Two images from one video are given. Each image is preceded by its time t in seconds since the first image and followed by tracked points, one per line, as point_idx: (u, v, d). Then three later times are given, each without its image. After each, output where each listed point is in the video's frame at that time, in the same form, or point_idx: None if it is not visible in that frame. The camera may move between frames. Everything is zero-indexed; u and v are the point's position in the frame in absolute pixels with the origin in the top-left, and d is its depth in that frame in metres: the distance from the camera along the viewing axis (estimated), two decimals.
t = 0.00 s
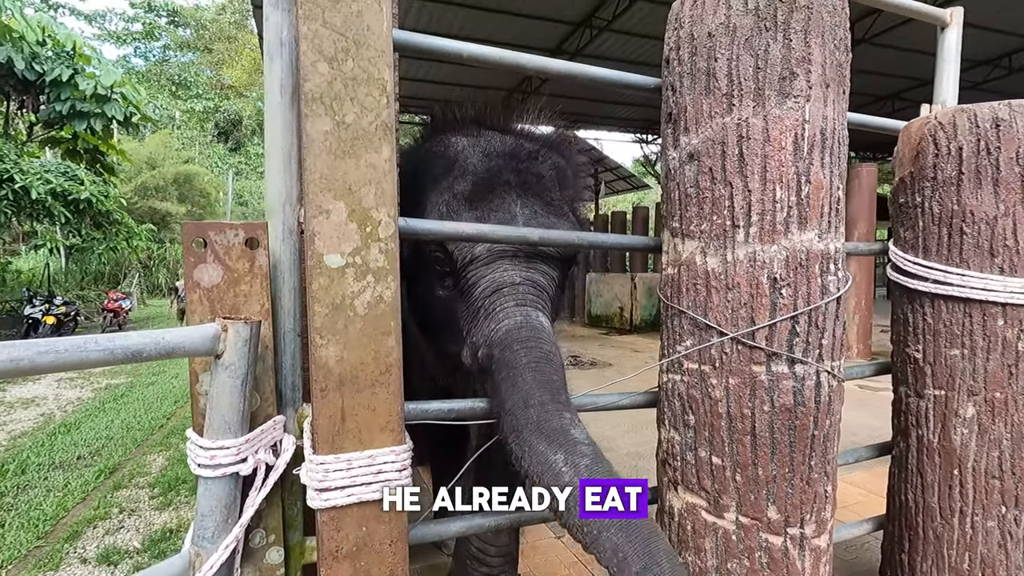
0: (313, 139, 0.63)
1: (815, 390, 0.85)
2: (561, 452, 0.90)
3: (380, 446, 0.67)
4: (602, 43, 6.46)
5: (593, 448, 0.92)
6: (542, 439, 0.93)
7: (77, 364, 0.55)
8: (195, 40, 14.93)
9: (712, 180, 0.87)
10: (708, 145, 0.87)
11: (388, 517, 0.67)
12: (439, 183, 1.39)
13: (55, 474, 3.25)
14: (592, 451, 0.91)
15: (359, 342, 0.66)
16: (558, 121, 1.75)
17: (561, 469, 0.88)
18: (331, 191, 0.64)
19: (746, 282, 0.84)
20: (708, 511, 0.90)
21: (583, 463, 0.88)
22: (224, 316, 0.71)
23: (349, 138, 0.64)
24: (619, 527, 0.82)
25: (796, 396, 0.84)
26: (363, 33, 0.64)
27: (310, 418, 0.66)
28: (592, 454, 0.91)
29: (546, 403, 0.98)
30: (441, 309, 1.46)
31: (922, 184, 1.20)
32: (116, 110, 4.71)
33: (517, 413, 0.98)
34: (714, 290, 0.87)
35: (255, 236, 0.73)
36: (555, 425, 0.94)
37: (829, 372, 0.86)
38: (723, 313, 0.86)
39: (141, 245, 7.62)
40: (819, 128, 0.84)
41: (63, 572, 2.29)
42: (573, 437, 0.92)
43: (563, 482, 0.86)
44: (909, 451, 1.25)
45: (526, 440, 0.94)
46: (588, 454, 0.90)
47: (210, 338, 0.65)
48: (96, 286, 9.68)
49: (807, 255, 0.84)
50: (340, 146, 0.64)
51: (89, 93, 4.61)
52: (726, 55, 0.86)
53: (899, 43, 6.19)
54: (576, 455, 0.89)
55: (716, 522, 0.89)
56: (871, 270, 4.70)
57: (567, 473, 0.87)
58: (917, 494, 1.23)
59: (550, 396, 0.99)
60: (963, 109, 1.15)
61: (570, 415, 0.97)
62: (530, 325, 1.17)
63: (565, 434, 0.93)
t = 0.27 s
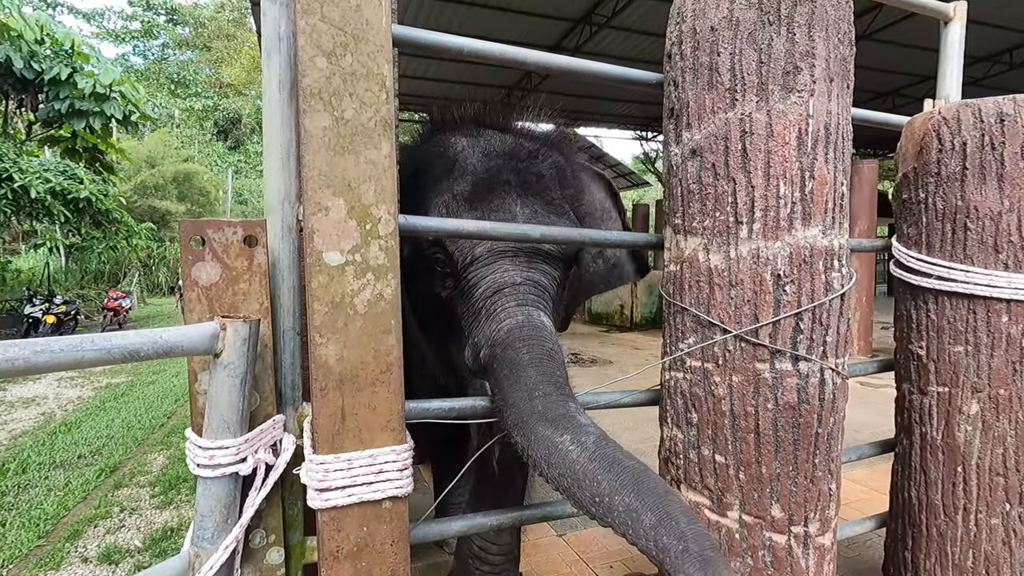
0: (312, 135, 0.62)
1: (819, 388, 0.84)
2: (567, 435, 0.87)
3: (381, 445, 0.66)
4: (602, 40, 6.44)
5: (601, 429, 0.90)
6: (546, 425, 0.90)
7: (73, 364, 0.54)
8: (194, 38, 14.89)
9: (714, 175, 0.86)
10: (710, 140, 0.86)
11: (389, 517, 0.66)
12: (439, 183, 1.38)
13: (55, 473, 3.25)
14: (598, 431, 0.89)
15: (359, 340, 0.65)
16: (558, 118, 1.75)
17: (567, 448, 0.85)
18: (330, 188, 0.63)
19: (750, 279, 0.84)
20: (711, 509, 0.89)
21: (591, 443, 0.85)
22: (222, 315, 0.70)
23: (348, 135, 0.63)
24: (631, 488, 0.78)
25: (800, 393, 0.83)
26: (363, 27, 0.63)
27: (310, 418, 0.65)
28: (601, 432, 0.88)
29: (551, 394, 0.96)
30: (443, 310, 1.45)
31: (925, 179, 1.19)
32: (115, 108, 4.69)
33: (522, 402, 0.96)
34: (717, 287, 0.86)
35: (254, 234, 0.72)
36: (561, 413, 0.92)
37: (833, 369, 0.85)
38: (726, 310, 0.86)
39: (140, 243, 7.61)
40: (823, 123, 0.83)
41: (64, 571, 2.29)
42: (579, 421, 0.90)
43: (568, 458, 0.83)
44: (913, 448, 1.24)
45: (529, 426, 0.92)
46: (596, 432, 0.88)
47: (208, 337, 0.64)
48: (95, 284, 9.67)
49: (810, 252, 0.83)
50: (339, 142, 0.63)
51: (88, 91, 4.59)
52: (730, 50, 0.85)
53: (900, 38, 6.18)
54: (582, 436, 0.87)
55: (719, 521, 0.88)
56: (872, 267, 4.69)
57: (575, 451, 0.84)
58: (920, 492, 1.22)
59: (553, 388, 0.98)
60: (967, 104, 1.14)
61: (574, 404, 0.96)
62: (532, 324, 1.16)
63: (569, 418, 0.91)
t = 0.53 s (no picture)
0: (310, 138, 0.62)
1: (818, 390, 0.84)
2: (541, 439, 0.87)
3: (380, 449, 0.66)
4: (600, 41, 6.45)
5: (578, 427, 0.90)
6: (525, 429, 0.90)
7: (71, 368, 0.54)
8: (192, 40, 14.87)
9: (712, 178, 0.86)
10: (709, 142, 0.86)
11: (388, 521, 0.66)
12: (435, 185, 1.37)
13: (53, 476, 3.24)
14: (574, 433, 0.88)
15: (358, 343, 0.65)
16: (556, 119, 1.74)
17: (538, 451, 0.86)
18: (329, 191, 0.63)
19: (748, 281, 0.84)
20: (710, 511, 0.89)
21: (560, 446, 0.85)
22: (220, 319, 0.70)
23: (346, 138, 0.63)
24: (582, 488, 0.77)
25: (798, 395, 0.83)
26: (360, 31, 0.63)
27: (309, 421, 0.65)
28: (574, 431, 0.88)
29: (538, 402, 0.93)
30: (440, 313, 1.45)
31: (923, 181, 1.20)
32: (112, 110, 4.68)
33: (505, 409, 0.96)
34: (716, 289, 0.86)
35: (252, 237, 0.72)
36: (541, 417, 0.91)
37: (832, 371, 0.85)
38: (724, 312, 0.86)
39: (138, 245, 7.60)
40: (821, 125, 0.83)
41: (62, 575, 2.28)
42: (555, 422, 0.90)
43: (535, 460, 0.84)
44: (911, 449, 1.24)
45: (511, 434, 0.92)
46: (569, 432, 0.87)
47: (207, 341, 0.64)
48: (93, 287, 9.65)
49: (809, 254, 0.83)
50: (337, 145, 0.63)
51: (85, 93, 4.57)
52: (727, 53, 0.85)
53: (897, 40, 6.19)
54: (555, 439, 0.86)
55: (719, 523, 0.88)
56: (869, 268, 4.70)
57: (544, 453, 0.85)
58: (918, 493, 1.22)
59: (537, 392, 0.96)
60: (964, 106, 1.15)
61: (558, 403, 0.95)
62: (525, 326, 1.15)
63: (547, 420, 0.90)
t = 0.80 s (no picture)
0: (307, 131, 0.62)
1: (817, 384, 0.84)
2: (497, 450, 0.84)
3: (379, 442, 0.66)
4: (600, 37, 6.43)
5: (539, 443, 0.84)
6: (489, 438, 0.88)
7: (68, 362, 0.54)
8: (191, 36, 14.82)
9: (712, 172, 0.86)
10: (708, 136, 0.86)
11: (387, 515, 0.66)
12: (432, 180, 1.36)
13: (53, 472, 3.24)
14: (532, 445, 0.84)
15: (356, 337, 0.64)
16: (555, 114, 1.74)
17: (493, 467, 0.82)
18: (326, 185, 0.63)
19: (747, 275, 0.84)
20: (709, 506, 0.89)
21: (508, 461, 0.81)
22: (219, 312, 0.70)
23: (343, 131, 0.63)
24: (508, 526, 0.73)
25: (797, 390, 0.83)
26: (358, 23, 0.63)
27: (307, 416, 0.65)
28: (531, 449, 0.83)
29: (507, 403, 0.92)
30: (439, 309, 1.45)
31: (923, 176, 1.19)
32: (111, 107, 4.67)
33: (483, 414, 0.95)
34: (715, 284, 0.86)
35: (250, 231, 0.72)
36: (505, 425, 0.88)
37: (831, 366, 0.85)
38: (724, 306, 0.86)
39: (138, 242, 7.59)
40: (821, 118, 0.83)
41: (63, 570, 2.28)
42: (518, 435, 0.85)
43: (487, 477, 0.81)
44: (910, 444, 1.24)
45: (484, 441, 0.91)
46: (524, 450, 0.82)
47: (205, 335, 0.64)
48: (93, 284, 9.65)
49: (808, 248, 0.83)
50: (334, 139, 0.63)
51: (84, 90, 4.55)
52: (727, 46, 0.84)
53: (899, 35, 6.17)
54: (509, 450, 0.83)
55: (717, 517, 0.88)
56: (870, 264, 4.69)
57: (495, 467, 0.82)
58: (917, 488, 1.22)
59: (512, 396, 0.94)
60: (964, 100, 1.14)
61: (528, 412, 0.91)
62: (517, 322, 1.15)
63: (510, 431, 0.86)
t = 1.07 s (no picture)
0: (307, 135, 0.62)
1: (818, 386, 0.84)
2: (492, 496, 0.89)
3: (379, 446, 0.66)
4: (600, 39, 6.44)
5: (532, 490, 0.89)
6: (485, 475, 0.92)
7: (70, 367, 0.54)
8: (192, 41, 14.86)
9: (711, 174, 0.86)
10: (707, 138, 0.86)
11: (388, 518, 0.66)
12: (433, 181, 1.35)
13: (56, 476, 3.24)
14: (525, 495, 0.88)
15: (357, 341, 0.64)
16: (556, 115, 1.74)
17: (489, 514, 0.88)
18: (326, 189, 0.63)
19: (748, 277, 0.84)
20: (710, 508, 0.89)
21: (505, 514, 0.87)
22: (220, 316, 0.70)
23: (343, 135, 0.63)
24: None
25: (798, 392, 0.83)
26: (357, 28, 0.63)
27: (308, 419, 0.65)
28: (525, 499, 0.88)
29: (499, 428, 0.95)
30: (439, 311, 1.46)
31: (923, 176, 1.19)
32: (113, 111, 4.67)
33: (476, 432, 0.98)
34: (715, 285, 0.86)
35: (251, 235, 0.72)
36: (499, 461, 0.91)
37: (832, 367, 0.85)
38: (724, 308, 0.86)
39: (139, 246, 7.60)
40: (820, 120, 0.83)
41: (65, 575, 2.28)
42: (512, 479, 0.90)
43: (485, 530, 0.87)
44: (912, 445, 1.24)
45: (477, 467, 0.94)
46: (518, 503, 0.87)
47: (206, 339, 0.64)
48: (95, 288, 9.66)
49: (808, 249, 0.83)
50: (334, 143, 0.63)
51: (86, 94, 4.56)
52: (726, 48, 0.85)
53: (898, 35, 6.17)
54: (505, 499, 0.88)
55: (719, 519, 0.88)
56: (870, 264, 4.69)
57: (491, 519, 0.87)
58: (920, 489, 1.22)
59: (505, 418, 0.96)
60: (964, 100, 1.14)
61: (521, 441, 0.94)
62: (514, 329, 1.15)
63: (504, 472, 0.90)
